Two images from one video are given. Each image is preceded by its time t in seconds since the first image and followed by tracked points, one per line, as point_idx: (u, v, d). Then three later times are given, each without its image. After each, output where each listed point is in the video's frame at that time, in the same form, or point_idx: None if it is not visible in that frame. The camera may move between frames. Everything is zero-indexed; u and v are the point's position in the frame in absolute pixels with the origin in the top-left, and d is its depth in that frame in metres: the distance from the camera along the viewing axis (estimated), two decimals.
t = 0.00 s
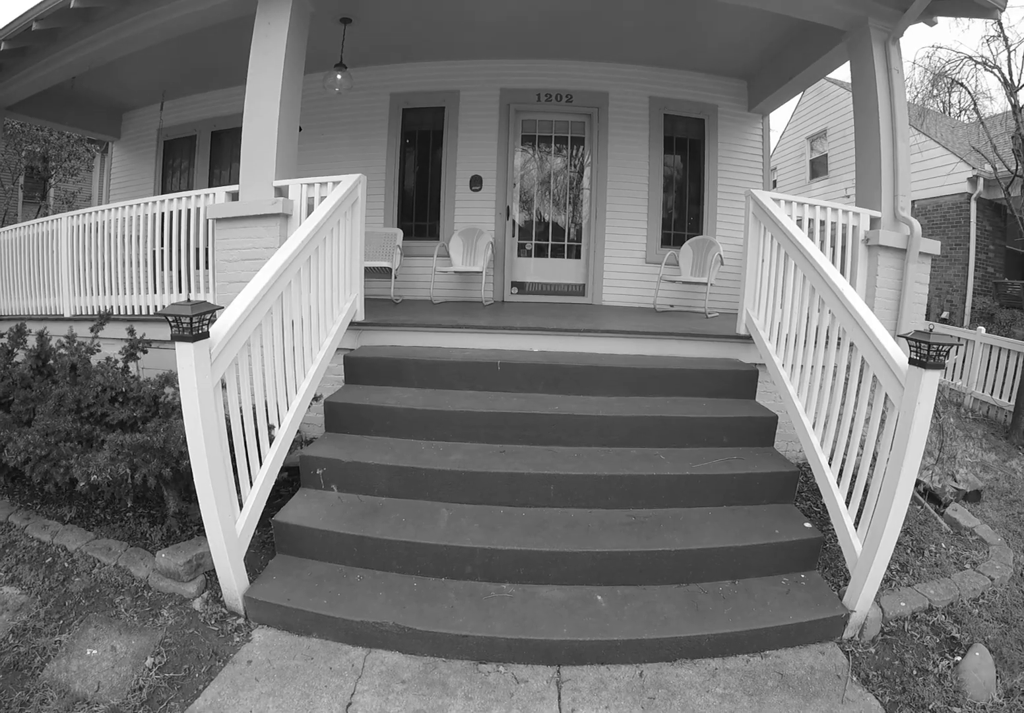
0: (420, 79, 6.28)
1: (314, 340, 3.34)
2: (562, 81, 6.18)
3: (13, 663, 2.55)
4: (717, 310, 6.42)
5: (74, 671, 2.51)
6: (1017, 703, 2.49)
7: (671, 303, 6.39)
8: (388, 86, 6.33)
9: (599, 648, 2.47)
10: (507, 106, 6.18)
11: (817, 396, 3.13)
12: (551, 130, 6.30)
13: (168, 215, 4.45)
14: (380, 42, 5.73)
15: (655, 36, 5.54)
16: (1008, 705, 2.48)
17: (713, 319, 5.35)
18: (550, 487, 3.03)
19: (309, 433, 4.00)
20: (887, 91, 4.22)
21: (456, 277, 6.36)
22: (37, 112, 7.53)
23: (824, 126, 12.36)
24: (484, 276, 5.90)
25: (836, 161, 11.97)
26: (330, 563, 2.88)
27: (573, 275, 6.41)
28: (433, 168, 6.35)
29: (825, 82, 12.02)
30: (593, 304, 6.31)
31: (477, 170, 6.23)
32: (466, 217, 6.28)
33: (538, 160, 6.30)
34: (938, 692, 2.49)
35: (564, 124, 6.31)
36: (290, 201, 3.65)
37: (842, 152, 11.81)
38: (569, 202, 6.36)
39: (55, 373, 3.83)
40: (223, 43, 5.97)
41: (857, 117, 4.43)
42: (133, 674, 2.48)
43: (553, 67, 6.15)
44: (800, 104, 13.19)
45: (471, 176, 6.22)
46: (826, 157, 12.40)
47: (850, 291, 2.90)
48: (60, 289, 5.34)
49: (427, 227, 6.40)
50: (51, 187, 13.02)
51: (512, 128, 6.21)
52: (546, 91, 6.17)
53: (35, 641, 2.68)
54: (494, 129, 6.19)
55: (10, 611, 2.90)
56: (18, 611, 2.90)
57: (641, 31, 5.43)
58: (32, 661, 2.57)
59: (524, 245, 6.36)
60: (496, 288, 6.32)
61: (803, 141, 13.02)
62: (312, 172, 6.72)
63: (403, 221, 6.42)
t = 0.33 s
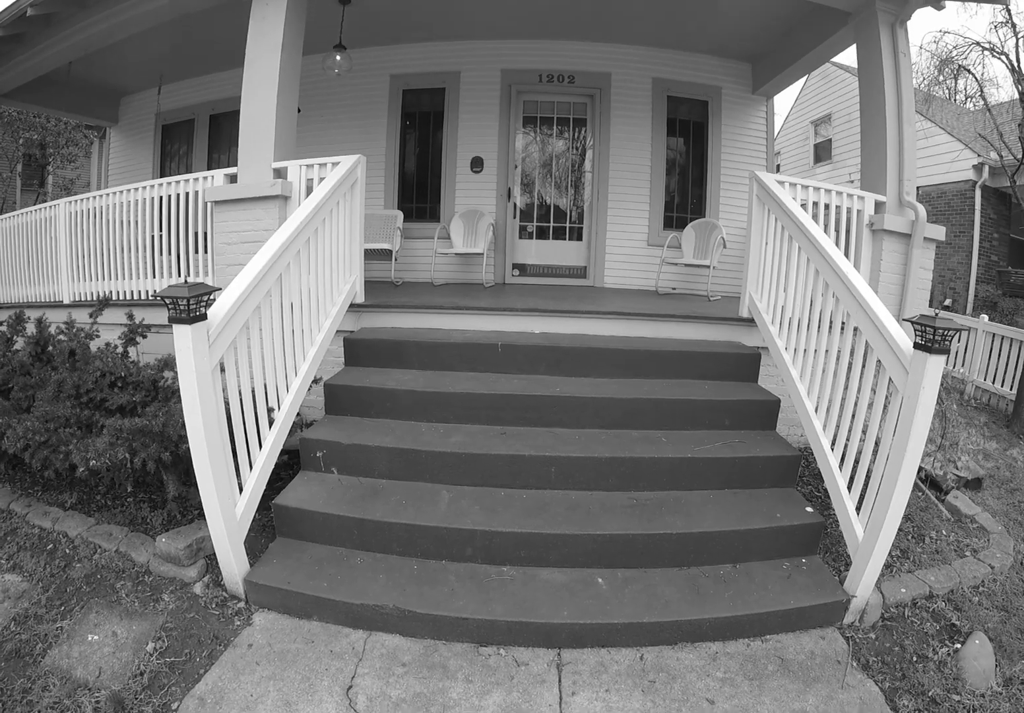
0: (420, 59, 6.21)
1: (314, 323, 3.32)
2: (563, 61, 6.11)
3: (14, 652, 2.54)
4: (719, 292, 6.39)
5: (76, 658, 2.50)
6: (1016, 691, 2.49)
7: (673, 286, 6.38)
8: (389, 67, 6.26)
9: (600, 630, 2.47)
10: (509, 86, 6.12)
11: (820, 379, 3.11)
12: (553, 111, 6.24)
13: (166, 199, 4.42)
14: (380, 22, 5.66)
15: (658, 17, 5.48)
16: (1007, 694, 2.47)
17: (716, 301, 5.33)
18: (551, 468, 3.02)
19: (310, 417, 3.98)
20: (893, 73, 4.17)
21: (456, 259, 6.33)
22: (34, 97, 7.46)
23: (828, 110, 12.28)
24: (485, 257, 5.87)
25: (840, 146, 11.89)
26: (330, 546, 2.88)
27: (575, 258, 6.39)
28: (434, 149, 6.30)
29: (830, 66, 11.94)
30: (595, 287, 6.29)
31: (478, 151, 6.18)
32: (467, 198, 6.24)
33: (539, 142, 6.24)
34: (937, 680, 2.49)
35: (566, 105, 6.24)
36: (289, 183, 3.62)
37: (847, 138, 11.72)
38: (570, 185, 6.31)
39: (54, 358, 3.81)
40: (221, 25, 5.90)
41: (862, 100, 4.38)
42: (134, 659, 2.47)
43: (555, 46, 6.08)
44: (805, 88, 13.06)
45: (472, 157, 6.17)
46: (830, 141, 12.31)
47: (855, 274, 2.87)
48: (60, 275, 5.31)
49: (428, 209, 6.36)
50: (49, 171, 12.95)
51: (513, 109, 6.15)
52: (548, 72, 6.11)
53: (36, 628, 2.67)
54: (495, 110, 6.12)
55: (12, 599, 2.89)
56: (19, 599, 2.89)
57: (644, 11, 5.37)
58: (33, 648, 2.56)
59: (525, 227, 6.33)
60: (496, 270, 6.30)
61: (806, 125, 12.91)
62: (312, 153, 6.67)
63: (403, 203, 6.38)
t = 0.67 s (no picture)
0: (417, 40, 6.13)
1: (311, 306, 3.29)
2: (561, 41, 6.03)
3: (14, 642, 2.54)
4: (718, 275, 6.36)
5: (76, 646, 2.50)
6: (1013, 677, 2.48)
7: (672, 267, 6.34)
8: (385, 48, 6.19)
9: (599, 613, 2.47)
10: (507, 67, 6.05)
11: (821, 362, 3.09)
12: (551, 92, 6.16)
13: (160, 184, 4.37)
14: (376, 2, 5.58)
15: None
16: (1005, 679, 2.47)
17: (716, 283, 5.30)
18: (549, 450, 3.00)
19: (307, 400, 3.96)
20: (896, 54, 4.13)
21: (455, 241, 6.29)
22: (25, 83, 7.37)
23: (829, 93, 12.22)
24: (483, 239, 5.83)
25: (842, 130, 11.80)
26: (328, 530, 2.87)
27: (573, 239, 6.35)
28: (431, 132, 6.24)
29: (832, 49, 11.85)
30: (593, 268, 6.28)
31: (476, 133, 6.13)
32: (464, 180, 6.19)
33: (538, 125, 6.17)
34: (935, 664, 2.49)
35: (564, 86, 6.18)
36: (284, 166, 3.57)
37: (848, 121, 11.64)
38: (569, 168, 6.25)
39: (49, 346, 3.78)
40: (215, 8, 5.82)
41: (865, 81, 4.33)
42: (134, 646, 2.47)
43: (553, 26, 6.01)
44: (806, 71, 12.93)
45: (470, 139, 6.13)
46: (831, 125, 12.23)
47: (856, 255, 2.85)
48: (55, 263, 5.27)
49: (425, 191, 6.32)
50: (43, 158, 12.86)
51: (511, 93, 6.08)
52: (546, 52, 6.04)
53: (36, 618, 2.66)
54: (493, 93, 6.06)
55: (12, 588, 2.88)
56: (19, 588, 2.88)
57: None
58: (33, 638, 2.56)
59: (523, 208, 6.27)
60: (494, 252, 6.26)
61: (807, 109, 12.85)
62: (308, 135, 6.62)
63: (401, 186, 6.34)
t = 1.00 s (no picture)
0: (413, 18, 6.06)
1: (308, 287, 3.27)
2: (560, 19, 5.95)
3: (15, 628, 2.54)
4: (718, 254, 6.34)
5: (77, 631, 2.49)
6: (1011, 662, 2.48)
7: (672, 246, 6.31)
8: (381, 27, 6.11)
9: (598, 592, 2.48)
10: (505, 45, 5.96)
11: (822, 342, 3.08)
12: (551, 70, 6.10)
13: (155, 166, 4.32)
14: None
15: None
16: (1003, 664, 2.47)
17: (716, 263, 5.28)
18: (549, 428, 2.99)
19: (306, 380, 3.95)
20: (901, 34, 4.08)
21: (453, 220, 6.24)
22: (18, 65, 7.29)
23: (832, 75, 12.13)
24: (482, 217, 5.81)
25: (844, 112, 11.73)
26: (327, 510, 2.86)
27: (573, 217, 6.30)
28: (428, 111, 6.18)
29: (835, 30, 11.75)
30: (593, 247, 6.24)
31: (474, 111, 6.06)
32: (463, 159, 6.13)
33: (537, 105, 6.10)
34: (934, 648, 2.49)
35: (563, 64, 6.11)
36: (280, 145, 3.53)
37: (851, 103, 11.56)
38: (568, 148, 6.20)
39: (45, 330, 3.75)
40: None
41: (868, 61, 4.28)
42: (134, 630, 2.47)
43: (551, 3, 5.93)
44: (809, 52, 12.82)
45: (469, 117, 6.06)
46: (834, 106, 12.12)
47: (858, 234, 2.82)
48: (51, 249, 5.24)
49: (423, 170, 6.26)
50: (39, 141, 12.81)
51: (510, 70, 6.00)
52: (544, 30, 5.95)
53: (37, 603, 2.65)
54: (492, 71, 5.99)
55: (13, 575, 2.87)
56: (20, 574, 2.87)
57: None
58: (34, 624, 2.56)
59: (523, 188, 6.23)
60: (493, 231, 6.21)
61: (810, 90, 12.75)
62: (304, 115, 6.56)
63: (398, 165, 6.28)
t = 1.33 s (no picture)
0: None
1: (307, 269, 3.24)
2: None
3: (16, 615, 2.53)
4: (720, 237, 6.30)
5: (77, 617, 2.49)
6: (1009, 650, 2.47)
7: (673, 229, 6.26)
8: (379, 6, 6.00)
9: (598, 575, 2.47)
10: (505, 24, 5.84)
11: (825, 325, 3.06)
12: (551, 50, 5.98)
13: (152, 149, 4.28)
14: None
15: None
16: (1001, 652, 2.46)
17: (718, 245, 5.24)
18: (549, 410, 2.97)
19: (304, 363, 3.93)
20: (907, 15, 4.02)
21: (453, 200, 6.16)
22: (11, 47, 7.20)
23: (836, 58, 12.04)
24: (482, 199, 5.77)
25: (848, 97, 11.66)
26: (325, 492, 2.85)
27: (573, 198, 6.24)
28: (427, 91, 6.07)
29: (840, 13, 11.64)
30: (593, 228, 6.17)
31: (474, 91, 5.95)
32: (461, 139, 6.04)
33: (538, 87, 6.01)
34: (932, 634, 2.48)
35: (564, 43, 5.99)
36: (277, 125, 3.49)
37: (856, 88, 11.48)
38: (568, 130, 6.12)
39: (42, 315, 3.71)
40: None
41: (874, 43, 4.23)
42: (134, 614, 2.47)
43: None
44: (813, 35, 12.70)
45: (468, 97, 5.95)
46: (837, 90, 12.04)
47: (863, 216, 2.80)
48: (47, 235, 5.20)
49: (423, 151, 6.16)
50: (36, 127, 12.76)
51: (510, 50, 5.90)
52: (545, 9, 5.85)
53: (37, 590, 2.64)
54: (492, 50, 5.87)
55: (13, 561, 2.85)
56: (20, 561, 2.85)
57: None
58: (35, 610, 2.55)
59: (523, 167, 6.14)
60: (493, 212, 6.16)
61: (813, 74, 12.66)
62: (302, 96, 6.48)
63: (397, 147, 6.19)
